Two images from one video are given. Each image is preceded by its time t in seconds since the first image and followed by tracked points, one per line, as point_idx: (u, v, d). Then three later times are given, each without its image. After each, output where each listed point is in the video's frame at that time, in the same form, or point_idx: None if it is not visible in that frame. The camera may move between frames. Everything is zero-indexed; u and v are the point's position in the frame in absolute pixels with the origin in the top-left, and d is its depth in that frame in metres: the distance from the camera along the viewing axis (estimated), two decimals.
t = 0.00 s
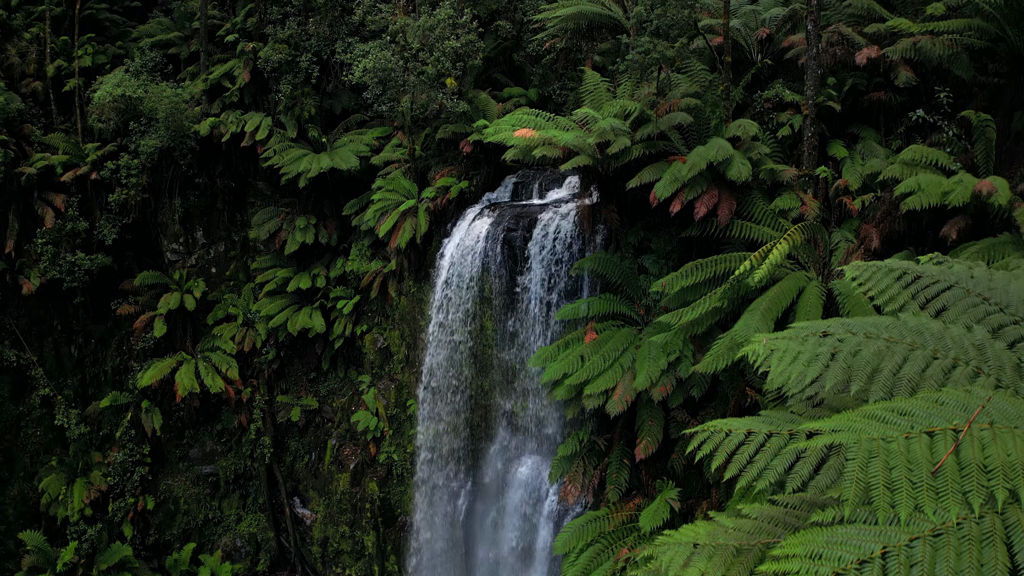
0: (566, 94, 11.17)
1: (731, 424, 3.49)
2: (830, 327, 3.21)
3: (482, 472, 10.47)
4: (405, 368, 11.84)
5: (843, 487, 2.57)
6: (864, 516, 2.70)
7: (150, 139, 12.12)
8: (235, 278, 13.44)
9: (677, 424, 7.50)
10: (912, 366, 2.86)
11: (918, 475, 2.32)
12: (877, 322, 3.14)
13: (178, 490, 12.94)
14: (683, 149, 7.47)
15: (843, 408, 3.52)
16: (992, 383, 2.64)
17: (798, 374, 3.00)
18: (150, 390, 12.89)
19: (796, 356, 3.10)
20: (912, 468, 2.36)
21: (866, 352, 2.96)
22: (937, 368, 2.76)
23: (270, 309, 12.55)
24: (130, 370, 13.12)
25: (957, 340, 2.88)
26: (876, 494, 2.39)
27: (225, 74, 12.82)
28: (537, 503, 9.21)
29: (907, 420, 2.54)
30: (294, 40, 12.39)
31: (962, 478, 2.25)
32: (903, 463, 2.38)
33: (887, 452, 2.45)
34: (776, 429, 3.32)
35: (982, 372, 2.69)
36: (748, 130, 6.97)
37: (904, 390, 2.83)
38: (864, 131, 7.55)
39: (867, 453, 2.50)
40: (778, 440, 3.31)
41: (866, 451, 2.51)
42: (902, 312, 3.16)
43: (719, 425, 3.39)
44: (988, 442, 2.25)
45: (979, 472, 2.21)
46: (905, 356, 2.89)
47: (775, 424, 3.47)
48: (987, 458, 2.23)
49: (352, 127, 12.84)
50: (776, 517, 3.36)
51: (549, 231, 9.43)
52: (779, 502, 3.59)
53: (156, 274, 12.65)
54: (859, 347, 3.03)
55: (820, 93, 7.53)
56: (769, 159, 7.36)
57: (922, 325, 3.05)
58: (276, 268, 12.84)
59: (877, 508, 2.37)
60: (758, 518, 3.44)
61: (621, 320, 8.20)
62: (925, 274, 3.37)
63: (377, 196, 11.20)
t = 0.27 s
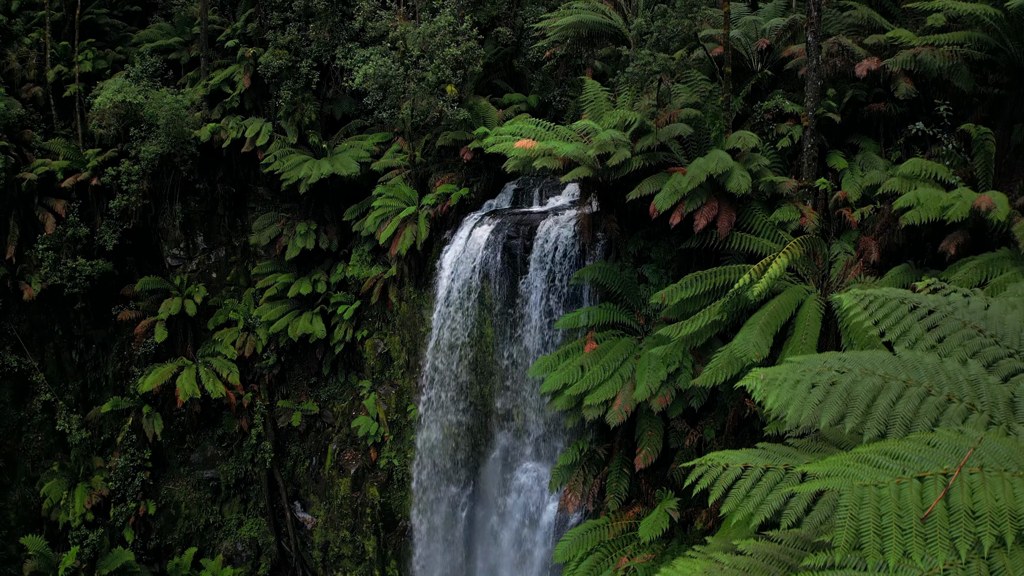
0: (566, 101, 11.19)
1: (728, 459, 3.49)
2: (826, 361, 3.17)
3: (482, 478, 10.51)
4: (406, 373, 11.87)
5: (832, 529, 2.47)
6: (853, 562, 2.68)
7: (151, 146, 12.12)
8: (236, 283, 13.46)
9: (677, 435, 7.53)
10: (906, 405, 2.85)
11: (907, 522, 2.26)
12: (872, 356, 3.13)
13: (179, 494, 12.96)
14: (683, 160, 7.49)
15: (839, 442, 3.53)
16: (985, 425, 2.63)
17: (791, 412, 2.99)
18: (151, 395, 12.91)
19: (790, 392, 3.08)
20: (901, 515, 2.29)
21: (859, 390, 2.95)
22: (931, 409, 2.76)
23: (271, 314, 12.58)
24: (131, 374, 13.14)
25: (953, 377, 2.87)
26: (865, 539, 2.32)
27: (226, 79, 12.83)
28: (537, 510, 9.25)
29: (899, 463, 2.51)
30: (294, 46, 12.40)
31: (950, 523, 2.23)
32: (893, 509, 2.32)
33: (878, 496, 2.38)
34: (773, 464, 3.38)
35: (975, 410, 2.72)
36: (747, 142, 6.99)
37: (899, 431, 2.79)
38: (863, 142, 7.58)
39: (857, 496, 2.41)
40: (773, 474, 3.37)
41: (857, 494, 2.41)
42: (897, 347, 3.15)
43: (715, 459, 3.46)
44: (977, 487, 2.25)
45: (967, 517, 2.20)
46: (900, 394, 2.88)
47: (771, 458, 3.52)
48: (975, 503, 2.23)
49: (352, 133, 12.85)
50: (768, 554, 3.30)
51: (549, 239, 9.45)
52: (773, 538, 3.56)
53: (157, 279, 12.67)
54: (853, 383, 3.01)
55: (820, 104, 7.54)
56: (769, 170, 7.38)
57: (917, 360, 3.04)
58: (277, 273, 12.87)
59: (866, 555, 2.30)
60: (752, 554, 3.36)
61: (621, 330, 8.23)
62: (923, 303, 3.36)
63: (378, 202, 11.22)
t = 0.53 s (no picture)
0: (566, 107, 11.20)
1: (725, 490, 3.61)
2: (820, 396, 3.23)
3: (482, 484, 10.54)
4: (406, 378, 11.89)
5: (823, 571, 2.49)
6: None
7: (152, 152, 12.12)
8: (237, 288, 13.49)
9: (676, 445, 7.58)
10: (900, 442, 2.89)
11: (896, 564, 2.30)
12: (868, 391, 3.16)
13: (180, 499, 12.99)
14: (683, 171, 7.52)
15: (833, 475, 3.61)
16: (976, 464, 2.66)
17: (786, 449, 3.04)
18: (152, 400, 12.94)
19: (786, 428, 3.13)
20: (889, 557, 2.34)
21: (854, 428, 2.99)
22: (924, 447, 2.80)
23: (272, 320, 12.61)
24: (132, 380, 13.16)
25: (948, 412, 2.95)
26: None
27: (226, 84, 12.85)
28: (537, 516, 9.28)
29: (890, 506, 2.53)
30: (295, 51, 12.41)
31: (938, 566, 2.24)
32: (882, 553, 2.35)
33: (867, 540, 2.42)
34: (768, 496, 3.47)
35: (968, 446, 2.80)
36: (747, 155, 7.02)
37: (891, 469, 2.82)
38: (863, 153, 7.61)
39: (849, 541, 2.46)
40: (769, 507, 3.44)
41: (848, 540, 2.46)
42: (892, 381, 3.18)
43: (713, 491, 3.54)
44: (966, 530, 2.30)
45: (955, 561, 2.23)
46: (893, 430, 2.92)
47: (769, 491, 3.59)
48: (964, 546, 2.26)
49: (352, 138, 12.86)
50: None
51: (549, 247, 9.47)
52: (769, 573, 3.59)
53: (158, 285, 12.70)
54: (849, 420, 3.04)
55: (819, 115, 7.56)
56: (769, 182, 7.41)
57: (910, 394, 3.10)
58: (278, 279, 12.89)
59: None
60: None
61: (621, 339, 8.24)
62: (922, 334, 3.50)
63: (378, 209, 11.25)
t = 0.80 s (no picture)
0: (566, 114, 11.21)
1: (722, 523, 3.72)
2: (818, 432, 3.35)
3: (482, 490, 10.58)
4: (407, 384, 11.92)
5: None
6: None
7: (152, 158, 12.12)
8: (237, 293, 13.50)
9: (676, 455, 7.60)
10: (893, 478, 3.03)
11: None
12: (864, 425, 3.31)
13: (181, 503, 13.02)
14: (683, 183, 7.54)
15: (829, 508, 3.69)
16: (967, 501, 2.77)
17: (782, 483, 3.22)
18: (153, 405, 12.97)
19: (783, 462, 3.30)
20: None
21: (848, 463, 3.15)
22: (915, 483, 2.94)
23: (272, 325, 12.63)
24: (133, 385, 13.17)
25: (941, 447, 3.07)
26: None
27: (227, 90, 12.85)
28: (537, 523, 9.33)
29: (883, 545, 2.59)
30: (295, 57, 12.42)
31: None
32: None
33: None
34: (765, 530, 3.55)
35: (960, 481, 2.90)
36: (747, 167, 7.03)
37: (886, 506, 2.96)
38: (862, 164, 7.62)
39: None
40: (765, 540, 3.52)
41: None
42: (888, 416, 3.32)
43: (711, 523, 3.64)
44: (955, 569, 2.34)
45: None
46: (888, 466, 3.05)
47: (764, 524, 3.67)
48: None
49: (353, 144, 12.88)
50: None
51: (549, 255, 9.49)
52: None
53: (159, 290, 12.72)
54: (844, 455, 3.20)
55: (819, 126, 7.57)
56: (768, 193, 7.43)
57: (905, 430, 3.22)
58: (278, 284, 12.92)
59: None
60: None
61: (621, 349, 8.27)
62: (919, 366, 3.61)
63: (378, 216, 11.26)
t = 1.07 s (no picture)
0: (566, 121, 11.21)
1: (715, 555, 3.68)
2: (812, 466, 3.36)
3: (483, 496, 10.61)
4: (407, 390, 11.94)
5: None
6: None
7: (153, 165, 12.15)
8: (238, 299, 13.52)
9: (675, 465, 7.62)
10: (886, 514, 3.06)
11: None
12: (858, 459, 3.35)
13: (182, 508, 13.04)
14: (682, 194, 7.56)
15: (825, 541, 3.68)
16: (958, 538, 2.86)
17: (777, 516, 3.24)
18: (153, 411, 13.00)
19: (777, 496, 3.31)
20: None
21: (842, 498, 3.17)
22: (908, 519, 2.99)
23: (273, 331, 12.65)
24: (134, 390, 13.18)
25: (933, 482, 3.14)
26: None
27: (227, 96, 12.87)
28: (537, 530, 9.36)
29: None
30: (295, 63, 12.44)
31: None
32: None
33: None
34: (759, 563, 3.52)
35: (952, 517, 2.97)
36: (746, 180, 7.05)
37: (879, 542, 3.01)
38: (862, 175, 7.64)
39: None
40: (759, 573, 3.49)
41: None
42: (881, 450, 3.37)
43: (704, 555, 3.62)
44: None
45: None
46: (881, 502, 3.09)
47: (758, 557, 3.64)
48: None
49: (353, 149, 12.88)
50: None
51: (549, 264, 9.50)
52: None
53: (159, 296, 12.75)
54: (838, 490, 3.22)
55: (819, 138, 7.59)
56: (768, 205, 7.44)
57: (900, 464, 3.28)
58: (278, 290, 12.93)
59: None
60: None
61: (621, 358, 8.31)
62: (916, 395, 3.64)
63: (378, 223, 11.28)
